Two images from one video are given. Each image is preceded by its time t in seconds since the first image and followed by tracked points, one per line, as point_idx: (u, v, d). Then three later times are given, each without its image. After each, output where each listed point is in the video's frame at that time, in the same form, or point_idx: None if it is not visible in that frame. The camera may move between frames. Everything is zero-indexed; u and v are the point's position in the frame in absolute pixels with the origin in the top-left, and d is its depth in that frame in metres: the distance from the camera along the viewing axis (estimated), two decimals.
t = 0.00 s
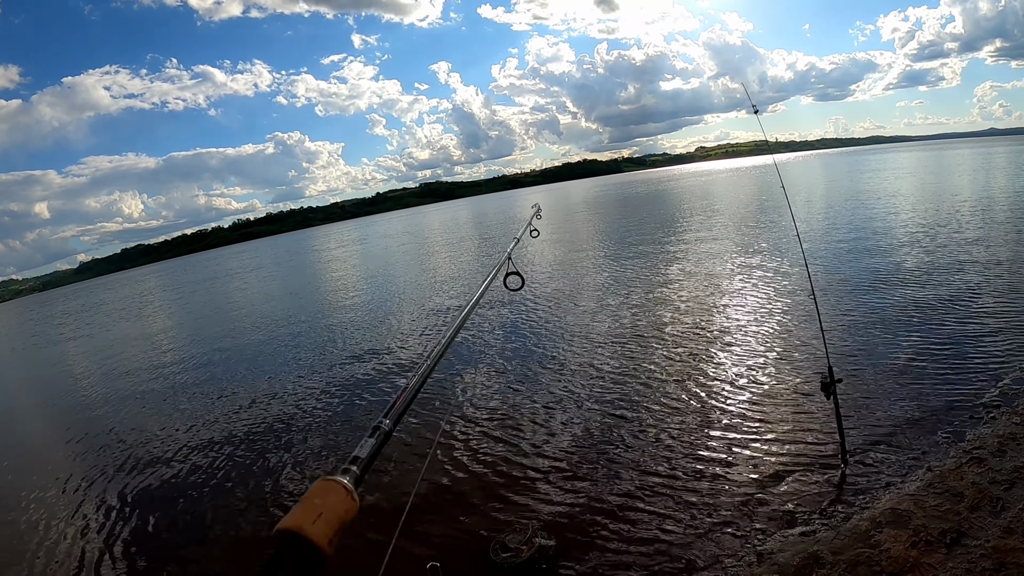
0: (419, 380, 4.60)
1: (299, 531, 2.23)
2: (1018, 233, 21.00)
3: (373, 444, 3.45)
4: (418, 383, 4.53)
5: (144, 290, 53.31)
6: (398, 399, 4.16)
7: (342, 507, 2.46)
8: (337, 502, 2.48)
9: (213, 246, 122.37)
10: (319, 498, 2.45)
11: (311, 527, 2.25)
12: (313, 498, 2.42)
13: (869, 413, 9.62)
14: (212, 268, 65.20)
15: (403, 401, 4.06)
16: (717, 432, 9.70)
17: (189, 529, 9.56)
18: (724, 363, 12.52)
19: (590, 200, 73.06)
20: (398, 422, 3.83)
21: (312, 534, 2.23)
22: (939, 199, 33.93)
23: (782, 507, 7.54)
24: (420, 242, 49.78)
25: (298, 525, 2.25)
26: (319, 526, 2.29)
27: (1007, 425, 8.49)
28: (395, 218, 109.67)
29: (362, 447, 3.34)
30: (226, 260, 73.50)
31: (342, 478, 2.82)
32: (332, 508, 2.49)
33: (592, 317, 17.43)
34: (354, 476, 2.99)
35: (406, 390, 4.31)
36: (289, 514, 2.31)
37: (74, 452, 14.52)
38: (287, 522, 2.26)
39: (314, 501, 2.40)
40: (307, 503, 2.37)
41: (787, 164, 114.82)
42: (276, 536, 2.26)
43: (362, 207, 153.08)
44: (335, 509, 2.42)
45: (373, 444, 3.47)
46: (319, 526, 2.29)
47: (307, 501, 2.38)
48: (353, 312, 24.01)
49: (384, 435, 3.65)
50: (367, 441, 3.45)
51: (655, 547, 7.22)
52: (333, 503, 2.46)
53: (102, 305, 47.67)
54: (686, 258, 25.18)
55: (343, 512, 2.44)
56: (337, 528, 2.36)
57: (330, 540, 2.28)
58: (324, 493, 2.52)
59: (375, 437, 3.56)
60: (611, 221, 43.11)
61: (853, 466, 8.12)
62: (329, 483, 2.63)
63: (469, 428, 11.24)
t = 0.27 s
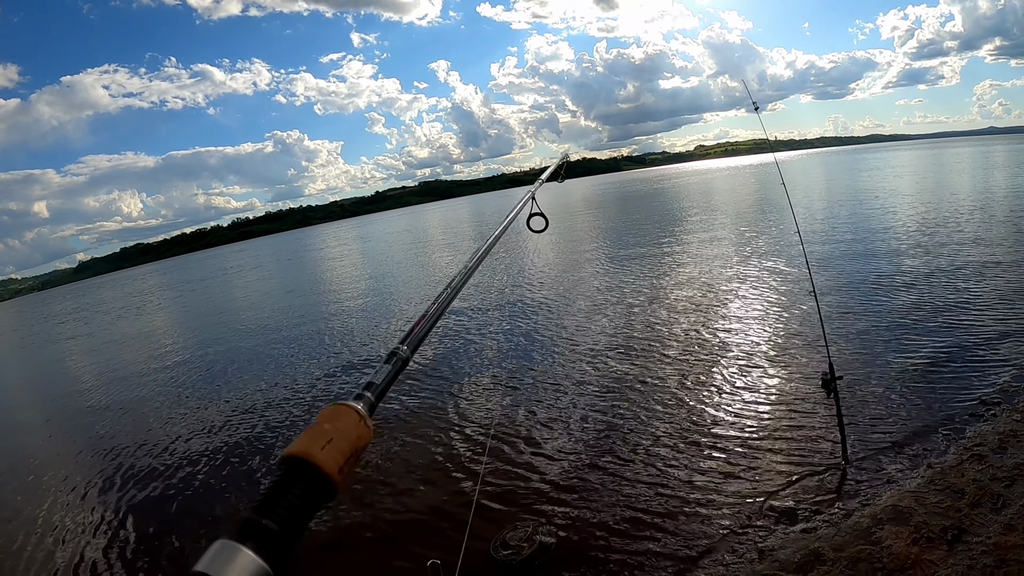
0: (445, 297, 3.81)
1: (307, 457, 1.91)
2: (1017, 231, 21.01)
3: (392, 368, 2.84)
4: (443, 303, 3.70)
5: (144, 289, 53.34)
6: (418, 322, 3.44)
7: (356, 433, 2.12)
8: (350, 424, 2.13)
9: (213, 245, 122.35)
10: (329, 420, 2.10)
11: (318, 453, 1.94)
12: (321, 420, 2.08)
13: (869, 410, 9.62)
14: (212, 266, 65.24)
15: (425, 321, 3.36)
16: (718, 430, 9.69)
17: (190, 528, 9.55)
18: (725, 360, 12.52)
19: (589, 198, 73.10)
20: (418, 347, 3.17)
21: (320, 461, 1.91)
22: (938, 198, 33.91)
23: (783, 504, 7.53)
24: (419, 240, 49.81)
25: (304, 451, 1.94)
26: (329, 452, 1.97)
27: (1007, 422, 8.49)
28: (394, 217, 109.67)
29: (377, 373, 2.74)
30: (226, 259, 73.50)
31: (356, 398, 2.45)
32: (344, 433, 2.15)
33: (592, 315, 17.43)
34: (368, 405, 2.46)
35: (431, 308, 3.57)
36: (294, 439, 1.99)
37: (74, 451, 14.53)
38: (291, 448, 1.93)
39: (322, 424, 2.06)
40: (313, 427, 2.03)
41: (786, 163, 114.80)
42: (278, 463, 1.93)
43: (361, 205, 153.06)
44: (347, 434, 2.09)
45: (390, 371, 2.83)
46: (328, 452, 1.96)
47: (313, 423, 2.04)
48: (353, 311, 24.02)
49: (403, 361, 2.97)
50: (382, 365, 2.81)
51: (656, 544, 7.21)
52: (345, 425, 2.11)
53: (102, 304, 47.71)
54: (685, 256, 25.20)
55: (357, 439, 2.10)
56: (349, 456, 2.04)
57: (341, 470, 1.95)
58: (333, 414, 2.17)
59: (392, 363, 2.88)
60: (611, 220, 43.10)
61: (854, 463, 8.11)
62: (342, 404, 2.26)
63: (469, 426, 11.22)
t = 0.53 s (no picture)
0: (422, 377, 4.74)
1: (313, 513, 2.35)
2: (1016, 230, 21.00)
3: (383, 432, 3.55)
4: (422, 379, 4.69)
5: (143, 287, 53.23)
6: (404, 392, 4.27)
7: (352, 494, 2.60)
8: (347, 488, 2.60)
9: (212, 244, 122.18)
10: (331, 483, 2.58)
11: (323, 511, 2.39)
12: (325, 483, 2.56)
13: (867, 408, 9.62)
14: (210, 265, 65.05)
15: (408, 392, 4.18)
16: (716, 427, 9.69)
17: (188, 527, 9.52)
18: (724, 358, 12.51)
19: (588, 197, 73.06)
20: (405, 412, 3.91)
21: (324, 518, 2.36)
22: (937, 196, 33.92)
23: (782, 501, 7.53)
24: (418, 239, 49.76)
25: (311, 508, 2.38)
26: (331, 511, 2.41)
27: (1006, 420, 8.48)
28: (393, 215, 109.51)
29: (370, 437, 3.43)
30: (224, 257, 73.36)
31: (353, 463, 2.92)
32: (341, 492, 2.63)
33: (591, 314, 17.41)
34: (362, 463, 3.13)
35: (413, 382, 4.44)
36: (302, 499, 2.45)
37: (72, 450, 14.51)
38: (302, 503, 2.37)
39: (326, 486, 2.53)
40: (318, 489, 2.49)
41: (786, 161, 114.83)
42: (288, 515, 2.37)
43: (360, 204, 153.00)
44: (345, 495, 2.57)
45: (382, 435, 3.53)
46: (330, 512, 2.42)
47: (319, 486, 2.51)
48: (352, 309, 23.99)
49: (392, 424, 3.72)
50: (375, 430, 3.55)
51: (655, 542, 7.21)
52: (343, 489, 2.58)
53: (100, 303, 47.58)
54: (684, 254, 25.18)
55: (352, 499, 2.57)
56: (344, 514, 2.50)
57: (338, 527, 2.41)
58: (334, 476, 2.65)
59: (385, 427, 3.61)
60: (610, 218, 43.06)
61: (852, 461, 8.10)
62: (339, 467, 2.75)
63: (468, 424, 11.22)
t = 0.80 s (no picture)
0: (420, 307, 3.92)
1: (284, 459, 1.90)
2: (1015, 228, 21.01)
3: (367, 375, 2.89)
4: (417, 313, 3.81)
5: (142, 286, 53.21)
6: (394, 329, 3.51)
7: (333, 437, 2.13)
8: (326, 431, 2.13)
9: (211, 243, 122.10)
10: (306, 425, 2.11)
11: (297, 456, 1.93)
12: (299, 426, 2.08)
13: (866, 405, 9.63)
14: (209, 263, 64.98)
15: (400, 330, 3.43)
16: (715, 425, 9.69)
17: (188, 526, 9.51)
18: (723, 356, 12.51)
19: (587, 195, 73.03)
20: (394, 354, 3.22)
21: (299, 463, 1.90)
22: (936, 194, 33.91)
23: (780, 499, 7.53)
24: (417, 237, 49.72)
25: (281, 454, 1.92)
26: (307, 456, 1.96)
27: (1004, 417, 8.49)
28: (392, 213, 109.43)
29: (353, 380, 2.77)
30: (223, 256, 73.30)
31: (334, 410, 2.44)
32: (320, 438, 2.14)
33: (590, 312, 17.41)
34: (344, 410, 2.53)
35: (407, 316, 3.66)
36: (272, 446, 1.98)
37: (71, 449, 14.51)
38: (270, 450, 1.92)
39: (300, 429, 2.07)
40: (289, 434, 2.02)
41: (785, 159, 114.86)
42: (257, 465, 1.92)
43: (359, 202, 152.91)
44: (325, 437, 2.10)
45: (365, 378, 2.87)
46: (306, 456, 1.95)
47: (290, 430, 2.04)
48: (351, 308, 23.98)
49: (377, 368, 3.04)
50: (357, 372, 2.87)
51: (654, 539, 7.20)
52: (322, 431, 2.11)
53: (99, 302, 47.55)
54: (683, 252, 25.19)
55: (334, 443, 2.11)
56: (327, 458, 2.04)
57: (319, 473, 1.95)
58: (311, 419, 2.18)
59: (368, 370, 2.93)
60: (610, 216, 43.03)
61: (851, 458, 8.11)
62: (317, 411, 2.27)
63: (467, 422, 11.22)
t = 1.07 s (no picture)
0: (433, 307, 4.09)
1: (303, 465, 2.00)
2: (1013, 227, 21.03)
3: (383, 379, 3.10)
4: (432, 313, 4.00)
5: (141, 285, 53.11)
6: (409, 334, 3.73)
7: (349, 442, 2.23)
8: (344, 435, 2.24)
9: (210, 242, 121.97)
10: (322, 430, 2.21)
11: (314, 460, 2.02)
12: (317, 431, 2.18)
13: (864, 404, 9.65)
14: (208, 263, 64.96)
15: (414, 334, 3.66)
16: (713, 423, 9.71)
17: (187, 525, 9.51)
18: (722, 355, 12.53)
19: (586, 194, 73.06)
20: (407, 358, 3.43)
21: (315, 469, 1.99)
22: (934, 194, 33.94)
23: (778, 497, 7.55)
24: (416, 236, 49.72)
25: (300, 459, 2.01)
26: (324, 461, 2.06)
27: (1001, 416, 8.51)
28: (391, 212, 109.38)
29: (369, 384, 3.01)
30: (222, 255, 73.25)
31: (350, 413, 2.55)
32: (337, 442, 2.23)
33: (589, 310, 17.42)
34: (360, 413, 2.71)
35: (423, 320, 3.87)
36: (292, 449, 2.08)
37: (70, 448, 14.50)
38: (288, 455, 2.01)
39: (318, 434, 2.17)
40: (308, 438, 2.13)
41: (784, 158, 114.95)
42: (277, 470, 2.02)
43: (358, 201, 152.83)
44: (340, 443, 2.19)
45: (381, 382, 3.09)
46: (324, 461, 2.06)
47: (309, 434, 2.14)
48: (349, 306, 23.99)
49: (394, 370, 3.24)
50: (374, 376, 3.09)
51: (653, 537, 7.21)
52: (339, 437, 2.21)
53: (97, 301, 47.50)
54: (682, 251, 25.21)
55: (349, 448, 2.20)
56: (343, 464, 2.14)
57: (335, 478, 2.05)
58: (328, 425, 2.27)
59: (384, 374, 3.14)
60: (608, 215, 43.03)
61: (849, 457, 8.12)
62: (334, 415, 2.37)
63: (465, 420, 11.23)
